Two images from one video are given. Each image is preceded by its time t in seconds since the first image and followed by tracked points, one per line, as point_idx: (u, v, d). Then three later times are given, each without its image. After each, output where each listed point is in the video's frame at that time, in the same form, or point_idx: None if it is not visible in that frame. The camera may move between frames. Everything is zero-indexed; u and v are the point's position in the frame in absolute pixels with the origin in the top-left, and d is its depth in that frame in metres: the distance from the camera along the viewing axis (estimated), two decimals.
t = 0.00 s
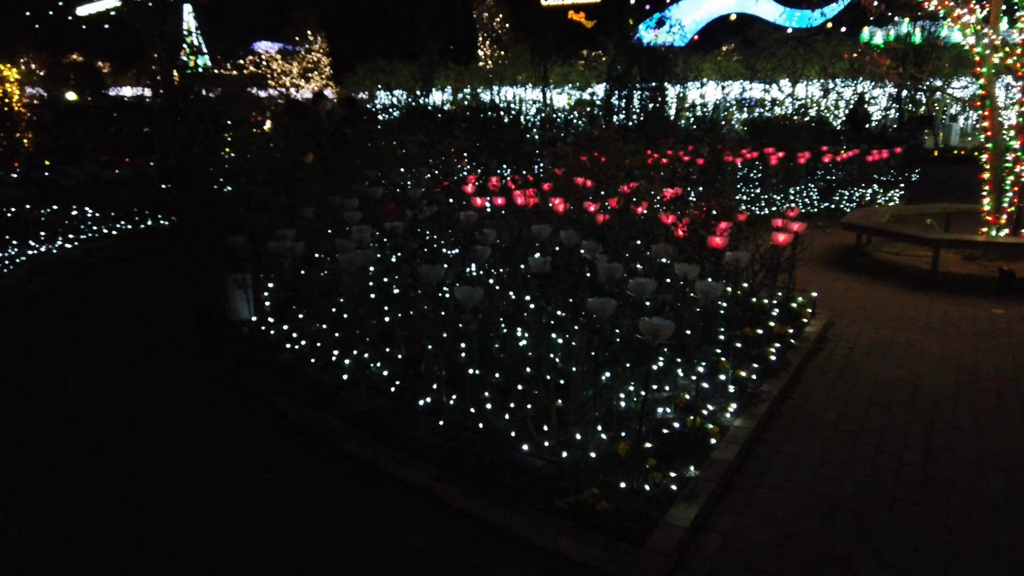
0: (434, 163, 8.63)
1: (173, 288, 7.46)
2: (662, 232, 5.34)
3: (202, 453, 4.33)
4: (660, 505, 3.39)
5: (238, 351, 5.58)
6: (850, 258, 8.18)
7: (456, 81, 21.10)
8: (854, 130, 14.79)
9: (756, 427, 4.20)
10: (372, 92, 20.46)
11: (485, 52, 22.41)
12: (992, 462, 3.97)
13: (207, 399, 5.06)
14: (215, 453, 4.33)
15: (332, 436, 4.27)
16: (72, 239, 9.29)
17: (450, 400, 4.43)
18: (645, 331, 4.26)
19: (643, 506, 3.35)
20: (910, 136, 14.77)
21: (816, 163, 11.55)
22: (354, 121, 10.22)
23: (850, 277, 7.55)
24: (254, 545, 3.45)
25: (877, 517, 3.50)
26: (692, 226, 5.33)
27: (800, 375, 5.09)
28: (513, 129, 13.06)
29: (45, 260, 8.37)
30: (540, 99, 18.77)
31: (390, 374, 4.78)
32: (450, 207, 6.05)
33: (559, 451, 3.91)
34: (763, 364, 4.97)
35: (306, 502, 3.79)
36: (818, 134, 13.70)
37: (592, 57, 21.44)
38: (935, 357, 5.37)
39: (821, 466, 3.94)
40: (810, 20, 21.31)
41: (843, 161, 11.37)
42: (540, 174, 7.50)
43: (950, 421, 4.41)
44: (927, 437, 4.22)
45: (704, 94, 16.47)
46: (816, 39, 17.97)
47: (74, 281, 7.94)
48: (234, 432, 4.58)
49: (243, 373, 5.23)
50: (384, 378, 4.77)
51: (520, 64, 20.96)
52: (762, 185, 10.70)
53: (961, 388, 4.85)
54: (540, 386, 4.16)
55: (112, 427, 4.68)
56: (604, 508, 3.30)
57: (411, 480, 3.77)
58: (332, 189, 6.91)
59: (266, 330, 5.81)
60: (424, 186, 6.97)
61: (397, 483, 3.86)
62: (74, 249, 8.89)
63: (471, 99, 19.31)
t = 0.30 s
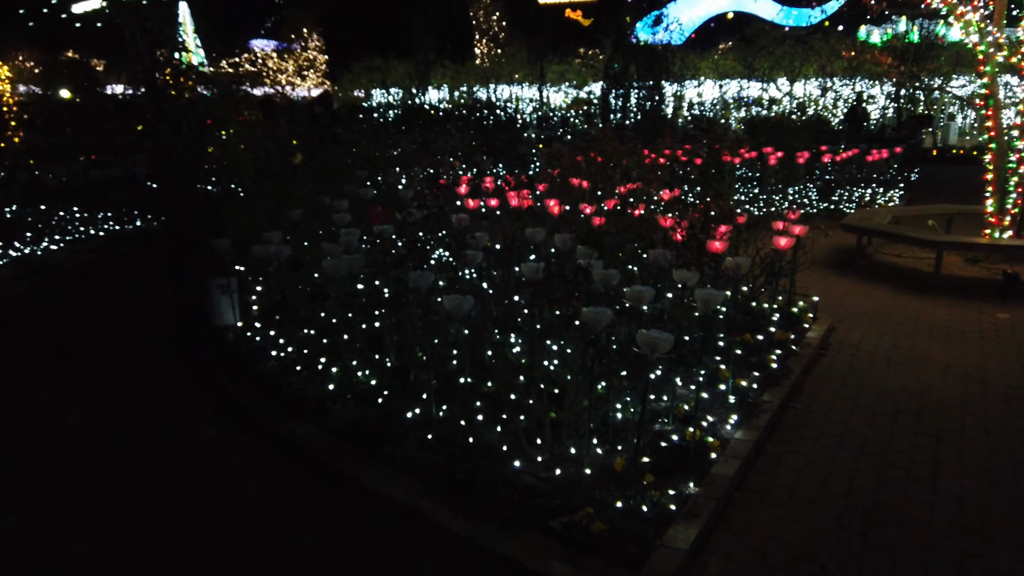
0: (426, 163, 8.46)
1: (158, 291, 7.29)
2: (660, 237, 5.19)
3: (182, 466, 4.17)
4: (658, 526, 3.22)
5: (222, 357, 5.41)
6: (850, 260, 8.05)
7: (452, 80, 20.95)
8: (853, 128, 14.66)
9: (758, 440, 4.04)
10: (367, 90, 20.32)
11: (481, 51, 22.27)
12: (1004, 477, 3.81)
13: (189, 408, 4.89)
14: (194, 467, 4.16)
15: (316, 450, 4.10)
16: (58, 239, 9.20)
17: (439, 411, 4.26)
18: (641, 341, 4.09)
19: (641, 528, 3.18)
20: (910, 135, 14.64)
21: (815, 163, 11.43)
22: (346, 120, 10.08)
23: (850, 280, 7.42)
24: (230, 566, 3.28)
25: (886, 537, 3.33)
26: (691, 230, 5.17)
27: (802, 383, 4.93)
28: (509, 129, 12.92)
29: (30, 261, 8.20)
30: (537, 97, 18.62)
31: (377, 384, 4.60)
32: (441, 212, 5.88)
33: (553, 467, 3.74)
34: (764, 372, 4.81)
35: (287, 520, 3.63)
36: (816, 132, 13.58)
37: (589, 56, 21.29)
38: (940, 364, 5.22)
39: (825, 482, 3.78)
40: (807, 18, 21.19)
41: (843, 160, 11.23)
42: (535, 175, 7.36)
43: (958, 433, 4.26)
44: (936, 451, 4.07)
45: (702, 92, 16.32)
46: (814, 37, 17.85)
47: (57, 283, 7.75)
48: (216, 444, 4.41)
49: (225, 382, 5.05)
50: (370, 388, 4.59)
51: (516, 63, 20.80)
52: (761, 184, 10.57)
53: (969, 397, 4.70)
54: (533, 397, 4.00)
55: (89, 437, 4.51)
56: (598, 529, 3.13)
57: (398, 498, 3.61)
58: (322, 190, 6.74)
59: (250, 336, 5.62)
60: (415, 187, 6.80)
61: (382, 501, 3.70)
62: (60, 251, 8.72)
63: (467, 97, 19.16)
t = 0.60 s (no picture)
0: (419, 164, 8.29)
1: (142, 297, 7.09)
2: (657, 241, 5.02)
3: (159, 482, 3.99)
4: (656, 549, 3.05)
5: (205, 365, 5.24)
6: (851, 263, 7.90)
7: (448, 79, 20.78)
8: (851, 128, 14.52)
9: (758, 455, 3.88)
10: (362, 90, 20.14)
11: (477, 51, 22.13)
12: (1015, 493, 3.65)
13: (168, 419, 4.71)
14: (171, 482, 3.98)
15: (299, 467, 3.93)
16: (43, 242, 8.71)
17: (427, 424, 4.08)
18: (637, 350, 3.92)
19: (637, 552, 3.02)
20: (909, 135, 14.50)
21: (814, 163, 11.28)
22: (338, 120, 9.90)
23: (851, 283, 7.27)
24: None
25: (895, 559, 3.17)
26: (689, 234, 5.01)
27: (803, 392, 4.77)
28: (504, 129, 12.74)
29: (13, 264, 8.01)
30: (533, 97, 18.46)
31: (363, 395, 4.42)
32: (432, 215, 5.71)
33: (546, 484, 3.57)
34: (765, 381, 4.64)
35: (267, 542, 3.46)
36: (815, 132, 13.43)
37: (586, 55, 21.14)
38: (945, 372, 5.06)
39: (830, 499, 3.62)
40: (804, 17, 21.04)
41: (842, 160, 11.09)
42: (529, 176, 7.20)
43: (967, 446, 4.10)
44: (944, 465, 3.91)
45: (699, 92, 16.16)
46: (812, 37, 17.72)
47: (41, 288, 7.57)
48: (195, 459, 4.24)
49: (207, 393, 4.88)
50: (356, 399, 4.41)
51: (512, 62, 20.63)
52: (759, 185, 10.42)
53: (976, 407, 4.54)
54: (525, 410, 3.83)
55: (63, 451, 4.33)
56: (593, 553, 2.96)
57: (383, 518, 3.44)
58: (310, 192, 6.56)
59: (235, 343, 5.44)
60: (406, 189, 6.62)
61: (368, 522, 3.54)
62: (45, 254, 8.53)
63: (462, 96, 18.99)
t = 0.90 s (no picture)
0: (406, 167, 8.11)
1: (121, 304, 6.90)
2: (647, 245, 4.84)
3: (122, 499, 3.81)
4: None
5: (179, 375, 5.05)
6: (847, 267, 7.73)
7: (442, 80, 20.61)
8: (848, 129, 14.36)
9: (751, 472, 3.70)
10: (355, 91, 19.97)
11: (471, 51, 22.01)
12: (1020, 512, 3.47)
13: (138, 432, 4.53)
14: (135, 501, 3.80)
15: (269, 485, 3.75)
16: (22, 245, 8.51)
17: (405, 440, 3.89)
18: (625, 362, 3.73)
19: None
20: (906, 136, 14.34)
21: (810, 164, 11.13)
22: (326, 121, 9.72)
23: (847, 287, 7.10)
24: None
25: None
26: (679, 239, 4.83)
27: (799, 403, 4.59)
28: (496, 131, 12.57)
29: None
30: (527, 98, 18.30)
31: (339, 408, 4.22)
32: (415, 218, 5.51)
33: (527, 505, 3.38)
34: (759, 393, 4.45)
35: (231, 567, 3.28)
36: (811, 133, 13.27)
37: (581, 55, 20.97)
38: (945, 381, 4.89)
39: (826, 519, 3.43)
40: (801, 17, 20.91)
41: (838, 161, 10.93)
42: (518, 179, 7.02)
43: (969, 460, 3.92)
44: (946, 482, 3.73)
45: (694, 92, 16.01)
46: (808, 37, 17.60)
47: (18, 293, 7.38)
48: (162, 475, 4.06)
49: (179, 405, 4.69)
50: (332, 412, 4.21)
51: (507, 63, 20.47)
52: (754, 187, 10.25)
53: (977, 420, 4.37)
54: (507, 426, 3.65)
55: (24, 466, 4.14)
56: None
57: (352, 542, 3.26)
58: (292, 195, 6.38)
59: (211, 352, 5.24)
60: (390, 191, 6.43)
61: (338, 545, 3.36)
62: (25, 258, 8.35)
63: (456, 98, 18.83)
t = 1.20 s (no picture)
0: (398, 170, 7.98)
1: (105, 309, 6.78)
2: (640, 251, 4.70)
3: (93, 513, 3.69)
4: None
5: (158, 384, 4.92)
6: (847, 270, 7.60)
7: (439, 81, 20.48)
8: (847, 129, 14.24)
9: (747, 487, 3.56)
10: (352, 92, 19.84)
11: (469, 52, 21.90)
12: None
13: (114, 442, 4.40)
14: (107, 514, 3.68)
15: (245, 501, 3.61)
16: (8, 248, 8.40)
17: (389, 454, 3.74)
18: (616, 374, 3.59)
19: None
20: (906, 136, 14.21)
21: (809, 164, 11.01)
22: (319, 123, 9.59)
23: (846, 292, 6.97)
24: None
25: None
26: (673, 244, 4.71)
27: (798, 413, 4.45)
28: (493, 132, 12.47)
29: None
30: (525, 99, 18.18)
31: (322, 421, 4.08)
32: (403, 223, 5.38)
33: (513, 524, 3.24)
34: (757, 403, 4.31)
35: None
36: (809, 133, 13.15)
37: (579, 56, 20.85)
38: (947, 391, 4.75)
39: (826, 536, 3.30)
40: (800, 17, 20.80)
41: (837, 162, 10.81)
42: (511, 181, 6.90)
43: (973, 474, 3.79)
44: (950, 496, 3.59)
45: (693, 93, 15.89)
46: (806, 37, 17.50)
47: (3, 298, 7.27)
48: (137, 491, 3.91)
49: (157, 415, 4.56)
50: (315, 425, 4.06)
51: (504, 63, 20.35)
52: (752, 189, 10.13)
53: (981, 430, 4.23)
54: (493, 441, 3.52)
55: None
56: None
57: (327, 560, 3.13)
58: (278, 199, 6.24)
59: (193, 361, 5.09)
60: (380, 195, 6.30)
61: (313, 564, 3.23)
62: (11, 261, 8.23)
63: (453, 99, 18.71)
